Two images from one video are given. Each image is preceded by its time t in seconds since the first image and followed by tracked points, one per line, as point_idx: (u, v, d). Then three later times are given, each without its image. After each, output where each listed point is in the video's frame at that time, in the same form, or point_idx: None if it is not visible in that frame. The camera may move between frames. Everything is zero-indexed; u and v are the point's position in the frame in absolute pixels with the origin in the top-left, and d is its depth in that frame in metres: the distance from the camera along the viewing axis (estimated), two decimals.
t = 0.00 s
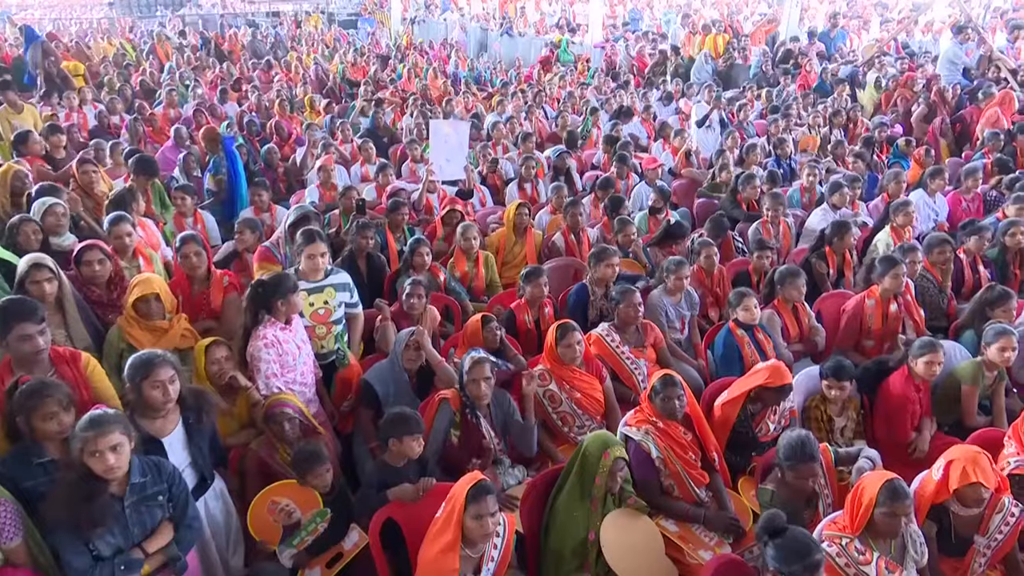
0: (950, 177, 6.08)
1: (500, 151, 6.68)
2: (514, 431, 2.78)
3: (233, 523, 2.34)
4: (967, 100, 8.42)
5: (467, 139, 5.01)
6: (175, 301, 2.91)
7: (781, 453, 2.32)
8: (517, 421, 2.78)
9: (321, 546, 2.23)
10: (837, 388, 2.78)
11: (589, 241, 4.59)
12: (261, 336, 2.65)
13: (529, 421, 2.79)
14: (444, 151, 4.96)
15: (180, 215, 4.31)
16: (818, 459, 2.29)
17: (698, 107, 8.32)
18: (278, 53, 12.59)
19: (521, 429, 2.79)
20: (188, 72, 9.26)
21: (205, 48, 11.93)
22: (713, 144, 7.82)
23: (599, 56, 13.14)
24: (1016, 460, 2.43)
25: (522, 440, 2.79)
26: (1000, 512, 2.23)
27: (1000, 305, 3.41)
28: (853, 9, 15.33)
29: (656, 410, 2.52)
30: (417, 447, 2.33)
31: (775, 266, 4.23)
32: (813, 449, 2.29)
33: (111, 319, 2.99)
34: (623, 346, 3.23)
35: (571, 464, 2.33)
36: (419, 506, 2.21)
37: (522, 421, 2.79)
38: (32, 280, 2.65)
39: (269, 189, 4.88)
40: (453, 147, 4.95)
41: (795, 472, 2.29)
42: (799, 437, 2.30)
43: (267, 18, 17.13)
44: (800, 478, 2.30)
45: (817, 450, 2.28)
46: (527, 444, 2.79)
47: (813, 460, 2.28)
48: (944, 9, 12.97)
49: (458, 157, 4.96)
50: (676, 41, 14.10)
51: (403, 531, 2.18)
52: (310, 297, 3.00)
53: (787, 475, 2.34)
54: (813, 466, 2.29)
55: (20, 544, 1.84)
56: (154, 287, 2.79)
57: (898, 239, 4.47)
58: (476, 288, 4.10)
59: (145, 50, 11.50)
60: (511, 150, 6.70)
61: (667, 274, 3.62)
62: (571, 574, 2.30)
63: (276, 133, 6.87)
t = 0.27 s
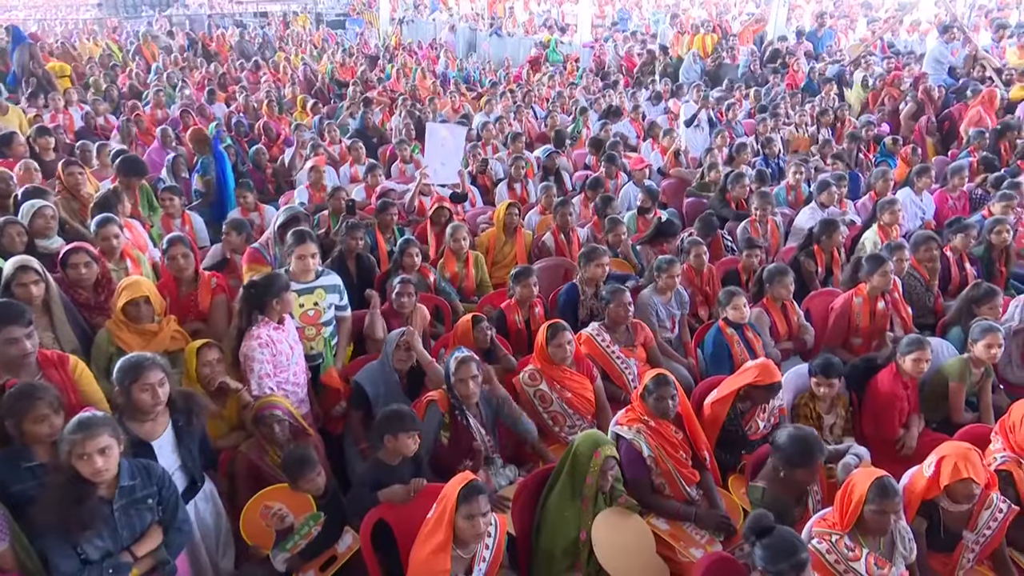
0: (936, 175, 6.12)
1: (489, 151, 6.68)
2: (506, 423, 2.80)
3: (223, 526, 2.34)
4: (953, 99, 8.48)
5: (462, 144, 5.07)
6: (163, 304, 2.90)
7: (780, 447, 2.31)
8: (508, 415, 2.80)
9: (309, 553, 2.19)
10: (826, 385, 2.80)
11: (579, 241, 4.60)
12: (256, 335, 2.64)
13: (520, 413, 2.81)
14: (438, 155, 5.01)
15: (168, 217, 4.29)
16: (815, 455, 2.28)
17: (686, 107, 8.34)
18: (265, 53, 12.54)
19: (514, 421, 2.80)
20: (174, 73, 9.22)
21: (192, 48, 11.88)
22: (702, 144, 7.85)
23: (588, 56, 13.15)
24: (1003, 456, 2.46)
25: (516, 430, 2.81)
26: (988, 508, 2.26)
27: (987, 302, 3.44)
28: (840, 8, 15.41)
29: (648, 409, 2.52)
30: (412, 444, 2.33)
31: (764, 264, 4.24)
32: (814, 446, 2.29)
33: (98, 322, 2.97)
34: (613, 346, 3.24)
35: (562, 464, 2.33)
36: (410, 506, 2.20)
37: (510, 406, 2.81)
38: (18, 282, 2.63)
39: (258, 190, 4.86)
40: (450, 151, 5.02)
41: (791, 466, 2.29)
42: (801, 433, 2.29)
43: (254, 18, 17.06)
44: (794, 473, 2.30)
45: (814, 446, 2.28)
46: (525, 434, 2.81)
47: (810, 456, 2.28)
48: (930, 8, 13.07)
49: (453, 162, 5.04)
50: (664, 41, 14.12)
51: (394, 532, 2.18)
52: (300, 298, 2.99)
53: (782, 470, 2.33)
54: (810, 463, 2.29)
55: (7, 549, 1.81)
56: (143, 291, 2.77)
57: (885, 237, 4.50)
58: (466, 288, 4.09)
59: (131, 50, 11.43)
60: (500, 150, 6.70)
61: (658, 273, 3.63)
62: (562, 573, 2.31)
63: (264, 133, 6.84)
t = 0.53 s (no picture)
0: (926, 174, 6.15)
1: (482, 151, 6.68)
2: (502, 418, 2.80)
3: (216, 528, 2.32)
4: (943, 98, 8.52)
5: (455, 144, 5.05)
6: (156, 306, 2.88)
7: (786, 444, 2.30)
8: (505, 411, 2.79)
9: (308, 553, 2.20)
10: (818, 384, 2.80)
11: (572, 241, 4.61)
12: (253, 336, 2.64)
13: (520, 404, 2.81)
14: (431, 155, 5.01)
15: (160, 218, 4.28)
16: (821, 454, 2.27)
17: (678, 107, 8.36)
18: (257, 54, 12.50)
19: (513, 415, 2.80)
20: (165, 74, 9.18)
21: (183, 48, 11.83)
22: (694, 144, 7.87)
23: (579, 56, 13.16)
24: (993, 452, 2.47)
25: (517, 423, 2.81)
26: (980, 505, 2.28)
27: (977, 301, 3.46)
28: (830, 8, 15.45)
29: (642, 408, 2.52)
30: (409, 443, 2.32)
31: (756, 263, 4.26)
32: (820, 444, 2.27)
33: (89, 324, 2.96)
34: (606, 345, 3.24)
35: (555, 464, 2.33)
36: (404, 507, 2.20)
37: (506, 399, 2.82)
38: (8, 284, 2.61)
39: (250, 191, 4.85)
40: (441, 151, 5.01)
41: (793, 462, 2.29)
42: (805, 430, 2.29)
43: (244, 18, 17.01)
44: (800, 470, 2.30)
45: (819, 443, 2.27)
46: (527, 427, 2.81)
47: (814, 453, 2.27)
48: (920, 8, 13.13)
49: (446, 163, 4.99)
50: (656, 41, 14.15)
51: (388, 533, 2.17)
52: (292, 299, 2.98)
53: (784, 467, 2.33)
54: (814, 463, 2.28)
55: None
56: (135, 293, 2.75)
57: (876, 236, 4.52)
58: (459, 288, 4.09)
59: (121, 51, 11.39)
60: (493, 150, 6.70)
61: (651, 272, 3.64)
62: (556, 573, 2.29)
63: (256, 134, 6.83)
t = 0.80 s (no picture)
0: (914, 173, 6.19)
1: (472, 151, 6.68)
2: (495, 421, 2.79)
3: (207, 530, 2.30)
4: (931, 97, 8.56)
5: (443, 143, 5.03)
6: (147, 309, 2.87)
7: (792, 443, 2.30)
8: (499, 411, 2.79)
9: (298, 555, 2.22)
10: (809, 381, 2.81)
11: (563, 240, 4.61)
12: (245, 339, 2.64)
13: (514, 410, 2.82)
14: (419, 155, 5.00)
15: (150, 219, 4.25)
16: (827, 453, 2.27)
17: (668, 107, 8.37)
18: (246, 54, 12.44)
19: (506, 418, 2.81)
20: (153, 74, 9.12)
21: (171, 49, 11.77)
22: (684, 144, 7.89)
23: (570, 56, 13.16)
24: (982, 448, 2.48)
25: (508, 430, 2.81)
26: (971, 502, 2.29)
27: (965, 298, 3.48)
28: (819, 7, 15.51)
29: (633, 407, 2.52)
30: (403, 443, 2.32)
31: (747, 262, 4.28)
32: (825, 443, 2.28)
33: (77, 327, 2.94)
34: (598, 344, 3.24)
35: (547, 463, 2.33)
36: (396, 508, 2.19)
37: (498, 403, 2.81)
38: None
39: (240, 192, 4.83)
40: (429, 151, 5.00)
41: (799, 460, 2.30)
42: (811, 429, 2.29)
43: (233, 19, 16.94)
44: (805, 470, 2.30)
45: (825, 443, 2.27)
46: (517, 433, 2.81)
47: (820, 453, 2.27)
48: (907, 7, 13.20)
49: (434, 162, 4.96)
50: (646, 41, 14.17)
51: (380, 535, 2.17)
52: (283, 301, 2.98)
53: (788, 465, 2.34)
54: (821, 462, 2.28)
55: None
56: (125, 297, 2.73)
57: (865, 234, 4.54)
58: (450, 289, 4.09)
59: (109, 52, 11.31)
60: (484, 150, 6.70)
61: (642, 271, 3.64)
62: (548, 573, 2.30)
63: (245, 135, 6.80)
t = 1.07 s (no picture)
0: (898, 171, 6.23)
1: (460, 151, 6.67)
2: (482, 421, 2.82)
3: (195, 534, 2.26)
4: (915, 96, 8.63)
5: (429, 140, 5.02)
6: (134, 312, 2.85)
7: (794, 440, 2.32)
8: (485, 411, 2.82)
9: (291, 548, 2.27)
10: (796, 378, 2.83)
11: (552, 240, 4.62)
12: (235, 344, 2.63)
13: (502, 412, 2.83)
14: (405, 153, 4.97)
15: (135, 221, 4.21)
16: (827, 451, 2.30)
17: (654, 107, 8.39)
18: (231, 54, 12.36)
19: (495, 422, 2.82)
20: (137, 75, 9.05)
21: (156, 49, 11.69)
22: (670, 143, 7.91)
23: (557, 56, 13.17)
24: (968, 443, 2.51)
25: (496, 433, 2.82)
26: (958, 496, 2.32)
27: (949, 295, 3.51)
28: (804, 7, 15.58)
29: (622, 406, 2.53)
30: (394, 444, 2.32)
31: (733, 261, 4.30)
32: (824, 442, 2.30)
33: (61, 331, 2.92)
34: (587, 344, 3.25)
35: (537, 462, 2.33)
36: (386, 509, 2.19)
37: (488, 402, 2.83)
38: None
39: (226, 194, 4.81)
40: (415, 149, 4.97)
41: (797, 456, 2.32)
42: (812, 428, 2.31)
43: (218, 19, 16.84)
44: (804, 467, 2.32)
45: (826, 442, 2.30)
46: (504, 436, 2.83)
47: (821, 451, 2.29)
48: (890, 7, 13.30)
49: (420, 159, 4.97)
50: (633, 40, 14.21)
51: (370, 537, 2.17)
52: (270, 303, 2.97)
53: (787, 462, 2.35)
54: (820, 461, 2.29)
55: None
56: (111, 300, 2.71)
57: (851, 232, 4.57)
58: (438, 289, 4.08)
59: (92, 53, 11.20)
60: (471, 150, 6.69)
61: (631, 271, 3.65)
62: (538, 572, 2.31)
63: (231, 137, 6.76)
